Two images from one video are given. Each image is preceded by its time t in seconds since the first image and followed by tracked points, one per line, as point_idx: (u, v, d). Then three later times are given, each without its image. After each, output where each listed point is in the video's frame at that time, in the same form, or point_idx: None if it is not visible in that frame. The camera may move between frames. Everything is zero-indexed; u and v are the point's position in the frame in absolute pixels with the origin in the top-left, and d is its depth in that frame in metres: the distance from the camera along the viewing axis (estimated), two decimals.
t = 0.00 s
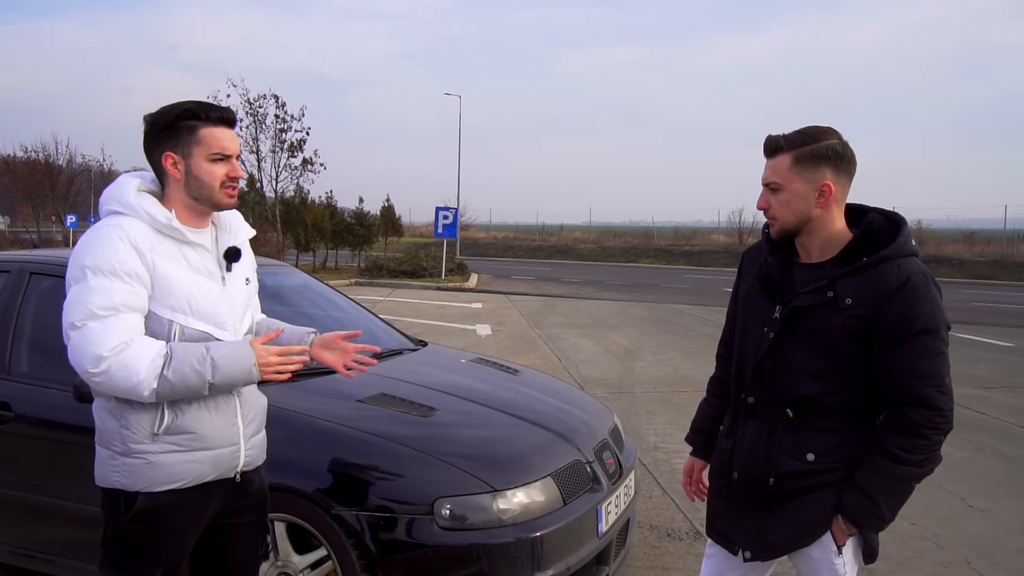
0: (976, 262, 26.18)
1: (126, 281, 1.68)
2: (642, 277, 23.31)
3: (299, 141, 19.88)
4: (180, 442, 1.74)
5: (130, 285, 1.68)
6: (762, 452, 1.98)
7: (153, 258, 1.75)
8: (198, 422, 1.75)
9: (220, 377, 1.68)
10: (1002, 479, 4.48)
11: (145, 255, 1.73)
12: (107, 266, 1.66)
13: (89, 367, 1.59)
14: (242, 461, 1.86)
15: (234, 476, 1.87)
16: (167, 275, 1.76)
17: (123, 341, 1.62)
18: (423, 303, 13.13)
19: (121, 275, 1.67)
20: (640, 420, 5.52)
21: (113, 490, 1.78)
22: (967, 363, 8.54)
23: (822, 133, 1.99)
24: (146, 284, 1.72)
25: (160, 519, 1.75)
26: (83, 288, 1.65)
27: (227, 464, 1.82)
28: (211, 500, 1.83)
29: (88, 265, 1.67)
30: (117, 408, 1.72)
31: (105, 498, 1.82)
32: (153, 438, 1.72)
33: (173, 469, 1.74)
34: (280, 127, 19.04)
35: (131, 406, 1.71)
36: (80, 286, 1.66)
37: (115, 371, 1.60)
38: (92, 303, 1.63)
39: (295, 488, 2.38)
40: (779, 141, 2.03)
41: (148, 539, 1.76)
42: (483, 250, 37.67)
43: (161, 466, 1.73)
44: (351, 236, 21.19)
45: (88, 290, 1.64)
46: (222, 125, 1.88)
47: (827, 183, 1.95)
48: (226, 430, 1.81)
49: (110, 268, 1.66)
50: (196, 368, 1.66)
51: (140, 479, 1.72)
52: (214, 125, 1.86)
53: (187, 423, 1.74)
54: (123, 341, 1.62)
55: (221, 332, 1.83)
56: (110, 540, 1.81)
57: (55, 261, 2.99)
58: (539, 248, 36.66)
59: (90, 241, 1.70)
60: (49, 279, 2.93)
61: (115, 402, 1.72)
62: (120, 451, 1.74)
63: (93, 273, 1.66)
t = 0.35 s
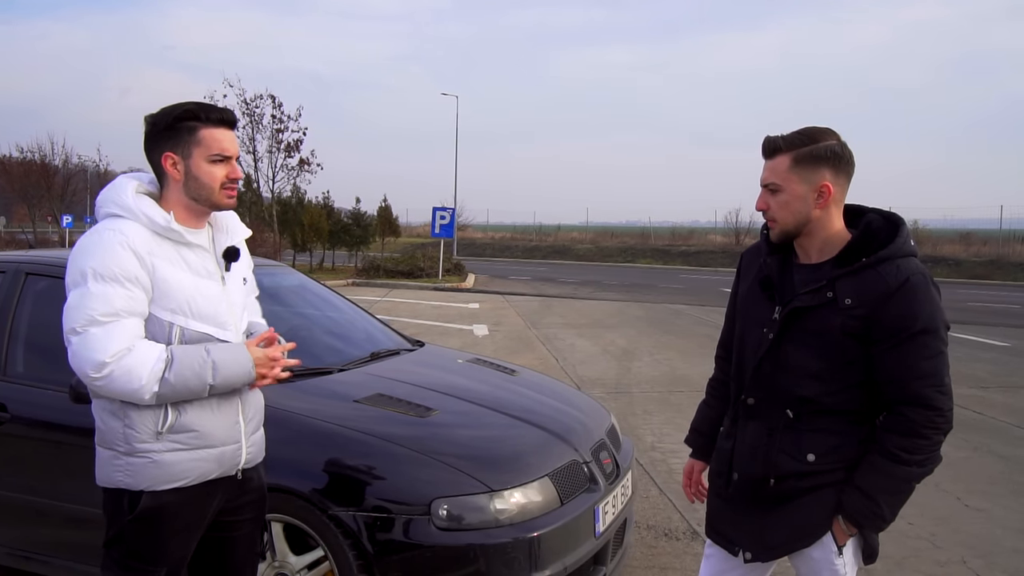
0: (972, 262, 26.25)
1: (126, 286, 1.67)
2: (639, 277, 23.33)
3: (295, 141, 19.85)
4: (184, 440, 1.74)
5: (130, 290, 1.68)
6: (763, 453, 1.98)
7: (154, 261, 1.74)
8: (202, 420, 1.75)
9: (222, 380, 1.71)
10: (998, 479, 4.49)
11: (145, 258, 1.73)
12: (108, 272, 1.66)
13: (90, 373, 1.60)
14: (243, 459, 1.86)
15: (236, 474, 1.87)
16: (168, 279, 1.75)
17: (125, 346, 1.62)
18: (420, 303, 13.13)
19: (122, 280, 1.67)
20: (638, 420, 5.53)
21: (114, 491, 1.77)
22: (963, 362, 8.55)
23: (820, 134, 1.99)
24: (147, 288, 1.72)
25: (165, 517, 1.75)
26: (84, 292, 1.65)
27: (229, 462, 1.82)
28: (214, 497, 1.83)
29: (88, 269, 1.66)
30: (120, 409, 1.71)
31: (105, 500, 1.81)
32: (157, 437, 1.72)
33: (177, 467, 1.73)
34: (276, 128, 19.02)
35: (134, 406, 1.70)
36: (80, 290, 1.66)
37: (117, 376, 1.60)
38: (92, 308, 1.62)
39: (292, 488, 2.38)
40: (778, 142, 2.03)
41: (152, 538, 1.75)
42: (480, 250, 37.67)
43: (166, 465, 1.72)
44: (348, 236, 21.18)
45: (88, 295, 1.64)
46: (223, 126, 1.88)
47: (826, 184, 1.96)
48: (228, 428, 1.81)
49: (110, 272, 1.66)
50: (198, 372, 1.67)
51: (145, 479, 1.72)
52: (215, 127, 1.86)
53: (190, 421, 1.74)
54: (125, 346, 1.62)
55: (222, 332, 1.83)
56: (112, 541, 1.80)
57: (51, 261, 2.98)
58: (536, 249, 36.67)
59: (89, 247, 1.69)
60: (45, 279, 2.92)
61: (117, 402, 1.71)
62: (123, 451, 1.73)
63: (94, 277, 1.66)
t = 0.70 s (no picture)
0: (968, 262, 26.32)
1: (116, 287, 1.68)
2: (637, 277, 23.35)
3: (292, 141, 19.82)
4: (176, 440, 1.74)
5: (120, 291, 1.69)
6: (762, 453, 1.98)
7: (147, 262, 1.75)
8: (195, 421, 1.75)
9: (208, 386, 1.70)
10: (994, 479, 4.51)
11: (138, 259, 1.73)
12: (98, 272, 1.67)
13: (76, 371, 1.62)
14: (239, 461, 1.85)
15: (231, 476, 1.86)
16: (161, 280, 1.75)
17: (110, 347, 1.63)
18: (417, 303, 13.12)
19: (112, 280, 1.68)
20: (635, 420, 5.53)
21: (111, 487, 1.78)
22: (959, 362, 8.58)
23: (820, 135, 2.00)
24: (139, 289, 1.72)
25: (159, 515, 1.75)
26: (75, 292, 1.66)
27: (224, 464, 1.81)
28: (210, 497, 1.83)
29: (80, 269, 1.68)
30: (116, 406, 1.73)
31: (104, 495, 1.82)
32: (150, 436, 1.72)
33: (169, 467, 1.73)
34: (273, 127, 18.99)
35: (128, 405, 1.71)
36: (72, 289, 1.67)
37: (101, 376, 1.62)
38: (80, 308, 1.64)
39: (289, 488, 2.38)
40: (778, 142, 2.04)
41: (145, 534, 1.75)
42: (477, 250, 37.66)
43: (158, 464, 1.72)
44: (345, 236, 21.16)
45: (79, 295, 1.65)
46: (227, 128, 1.89)
47: (826, 184, 1.96)
48: (223, 429, 1.80)
49: (101, 273, 1.67)
50: (183, 376, 1.67)
51: (137, 476, 1.72)
52: (219, 128, 1.86)
53: (183, 422, 1.74)
54: (110, 347, 1.63)
55: (218, 334, 1.83)
56: (107, 536, 1.81)
57: (48, 261, 2.97)
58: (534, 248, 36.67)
59: (84, 247, 1.71)
60: (42, 279, 2.91)
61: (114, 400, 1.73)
62: (118, 448, 1.74)
63: (85, 277, 1.67)
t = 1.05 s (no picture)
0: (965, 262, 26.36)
1: (116, 285, 1.68)
2: (636, 277, 23.34)
3: (290, 141, 19.81)
4: (174, 440, 1.74)
5: (121, 289, 1.69)
6: (761, 453, 1.98)
7: (148, 261, 1.74)
8: (193, 421, 1.75)
9: (207, 385, 1.70)
10: (991, 478, 4.52)
11: (139, 258, 1.73)
12: (98, 270, 1.67)
13: (75, 368, 1.62)
14: (237, 461, 1.85)
15: (229, 476, 1.86)
16: (162, 279, 1.75)
17: (109, 344, 1.63)
18: (415, 303, 13.12)
19: (112, 279, 1.68)
20: (633, 420, 5.53)
21: (109, 486, 1.78)
22: (957, 362, 8.58)
23: (818, 135, 2.00)
24: (140, 287, 1.72)
25: (157, 515, 1.75)
26: (75, 289, 1.67)
27: (222, 464, 1.81)
28: (209, 497, 1.83)
29: (81, 267, 1.68)
30: (113, 405, 1.73)
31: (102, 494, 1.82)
32: (148, 435, 1.72)
33: (166, 466, 1.73)
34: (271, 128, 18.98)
35: (126, 403, 1.71)
36: (73, 287, 1.68)
37: (100, 373, 1.62)
38: (81, 305, 1.64)
39: (288, 488, 2.37)
40: (776, 141, 2.04)
41: (143, 534, 1.75)
42: (475, 250, 37.67)
43: (155, 463, 1.72)
44: (343, 236, 21.15)
45: (79, 292, 1.66)
46: (229, 129, 1.89)
47: (821, 184, 1.97)
48: (221, 430, 1.80)
49: (101, 271, 1.67)
50: (182, 375, 1.67)
51: (135, 475, 1.72)
52: (221, 129, 1.86)
53: (181, 422, 1.74)
54: (109, 344, 1.63)
55: (219, 334, 1.82)
56: (104, 536, 1.80)
57: (46, 262, 2.97)
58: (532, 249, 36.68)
59: (85, 245, 1.71)
60: (39, 280, 2.91)
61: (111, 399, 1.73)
62: (115, 448, 1.74)
63: (86, 275, 1.67)
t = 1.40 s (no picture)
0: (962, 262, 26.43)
1: (114, 284, 1.68)
2: (633, 277, 23.34)
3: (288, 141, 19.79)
4: (171, 441, 1.73)
5: (119, 288, 1.68)
6: (757, 452, 1.98)
7: (146, 260, 1.74)
8: (190, 421, 1.75)
9: (206, 384, 1.70)
10: (988, 477, 4.53)
11: (137, 257, 1.73)
12: (97, 269, 1.67)
13: (73, 367, 1.62)
14: (234, 462, 1.85)
15: (226, 477, 1.86)
16: (160, 278, 1.75)
17: (107, 344, 1.62)
18: (413, 303, 13.11)
19: (110, 278, 1.67)
20: (631, 420, 5.54)
21: (105, 488, 1.78)
22: (954, 362, 8.59)
23: (812, 135, 2.00)
24: (138, 287, 1.72)
25: (154, 518, 1.75)
26: (73, 288, 1.66)
27: (219, 464, 1.81)
28: (206, 499, 1.83)
29: (79, 266, 1.68)
30: (110, 407, 1.73)
31: (99, 497, 1.82)
32: (145, 436, 1.72)
33: (164, 467, 1.73)
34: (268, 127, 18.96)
35: (123, 404, 1.71)
36: (71, 286, 1.67)
37: (98, 372, 1.61)
38: (79, 304, 1.64)
39: (285, 489, 2.37)
40: (770, 142, 2.05)
41: (140, 537, 1.75)
42: (473, 250, 37.64)
43: (152, 465, 1.72)
44: (341, 236, 21.13)
45: (77, 292, 1.65)
46: (228, 129, 1.88)
47: (813, 184, 1.97)
48: (218, 430, 1.80)
49: (100, 270, 1.67)
50: (181, 374, 1.66)
51: (132, 477, 1.72)
52: (219, 129, 1.86)
53: (178, 422, 1.73)
54: (107, 344, 1.62)
55: (216, 334, 1.82)
56: (101, 539, 1.80)
57: (43, 262, 2.97)
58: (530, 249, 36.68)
59: (83, 244, 1.71)
60: (37, 280, 2.90)
61: (108, 400, 1.72)
62: (112, 449, 1.73)
63: (84, 274, 1.67)
